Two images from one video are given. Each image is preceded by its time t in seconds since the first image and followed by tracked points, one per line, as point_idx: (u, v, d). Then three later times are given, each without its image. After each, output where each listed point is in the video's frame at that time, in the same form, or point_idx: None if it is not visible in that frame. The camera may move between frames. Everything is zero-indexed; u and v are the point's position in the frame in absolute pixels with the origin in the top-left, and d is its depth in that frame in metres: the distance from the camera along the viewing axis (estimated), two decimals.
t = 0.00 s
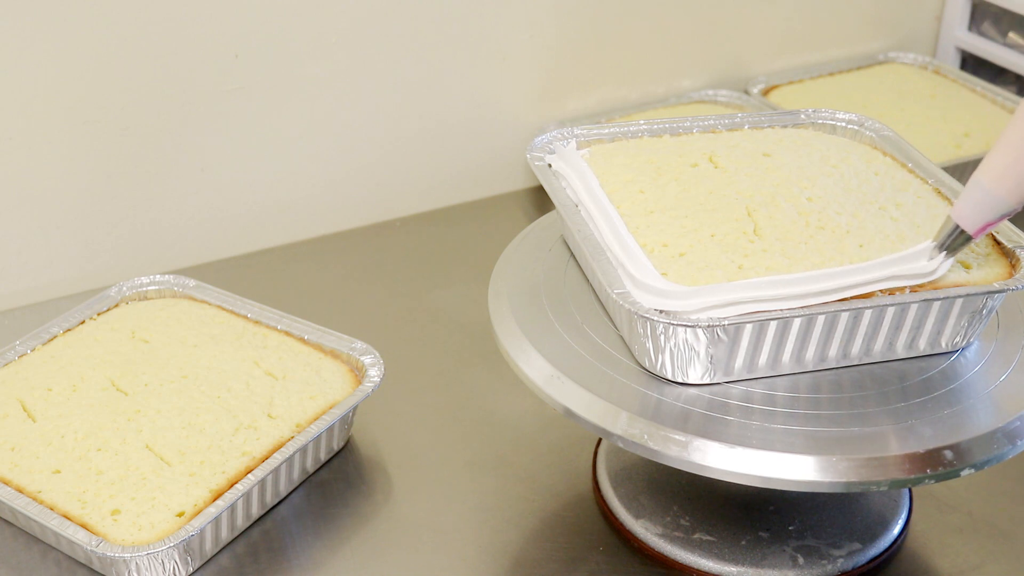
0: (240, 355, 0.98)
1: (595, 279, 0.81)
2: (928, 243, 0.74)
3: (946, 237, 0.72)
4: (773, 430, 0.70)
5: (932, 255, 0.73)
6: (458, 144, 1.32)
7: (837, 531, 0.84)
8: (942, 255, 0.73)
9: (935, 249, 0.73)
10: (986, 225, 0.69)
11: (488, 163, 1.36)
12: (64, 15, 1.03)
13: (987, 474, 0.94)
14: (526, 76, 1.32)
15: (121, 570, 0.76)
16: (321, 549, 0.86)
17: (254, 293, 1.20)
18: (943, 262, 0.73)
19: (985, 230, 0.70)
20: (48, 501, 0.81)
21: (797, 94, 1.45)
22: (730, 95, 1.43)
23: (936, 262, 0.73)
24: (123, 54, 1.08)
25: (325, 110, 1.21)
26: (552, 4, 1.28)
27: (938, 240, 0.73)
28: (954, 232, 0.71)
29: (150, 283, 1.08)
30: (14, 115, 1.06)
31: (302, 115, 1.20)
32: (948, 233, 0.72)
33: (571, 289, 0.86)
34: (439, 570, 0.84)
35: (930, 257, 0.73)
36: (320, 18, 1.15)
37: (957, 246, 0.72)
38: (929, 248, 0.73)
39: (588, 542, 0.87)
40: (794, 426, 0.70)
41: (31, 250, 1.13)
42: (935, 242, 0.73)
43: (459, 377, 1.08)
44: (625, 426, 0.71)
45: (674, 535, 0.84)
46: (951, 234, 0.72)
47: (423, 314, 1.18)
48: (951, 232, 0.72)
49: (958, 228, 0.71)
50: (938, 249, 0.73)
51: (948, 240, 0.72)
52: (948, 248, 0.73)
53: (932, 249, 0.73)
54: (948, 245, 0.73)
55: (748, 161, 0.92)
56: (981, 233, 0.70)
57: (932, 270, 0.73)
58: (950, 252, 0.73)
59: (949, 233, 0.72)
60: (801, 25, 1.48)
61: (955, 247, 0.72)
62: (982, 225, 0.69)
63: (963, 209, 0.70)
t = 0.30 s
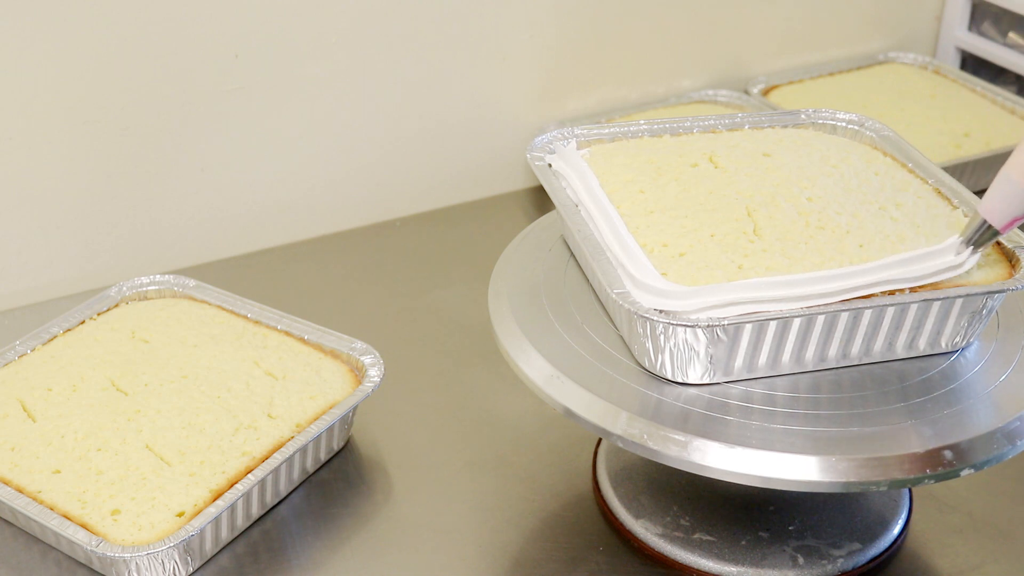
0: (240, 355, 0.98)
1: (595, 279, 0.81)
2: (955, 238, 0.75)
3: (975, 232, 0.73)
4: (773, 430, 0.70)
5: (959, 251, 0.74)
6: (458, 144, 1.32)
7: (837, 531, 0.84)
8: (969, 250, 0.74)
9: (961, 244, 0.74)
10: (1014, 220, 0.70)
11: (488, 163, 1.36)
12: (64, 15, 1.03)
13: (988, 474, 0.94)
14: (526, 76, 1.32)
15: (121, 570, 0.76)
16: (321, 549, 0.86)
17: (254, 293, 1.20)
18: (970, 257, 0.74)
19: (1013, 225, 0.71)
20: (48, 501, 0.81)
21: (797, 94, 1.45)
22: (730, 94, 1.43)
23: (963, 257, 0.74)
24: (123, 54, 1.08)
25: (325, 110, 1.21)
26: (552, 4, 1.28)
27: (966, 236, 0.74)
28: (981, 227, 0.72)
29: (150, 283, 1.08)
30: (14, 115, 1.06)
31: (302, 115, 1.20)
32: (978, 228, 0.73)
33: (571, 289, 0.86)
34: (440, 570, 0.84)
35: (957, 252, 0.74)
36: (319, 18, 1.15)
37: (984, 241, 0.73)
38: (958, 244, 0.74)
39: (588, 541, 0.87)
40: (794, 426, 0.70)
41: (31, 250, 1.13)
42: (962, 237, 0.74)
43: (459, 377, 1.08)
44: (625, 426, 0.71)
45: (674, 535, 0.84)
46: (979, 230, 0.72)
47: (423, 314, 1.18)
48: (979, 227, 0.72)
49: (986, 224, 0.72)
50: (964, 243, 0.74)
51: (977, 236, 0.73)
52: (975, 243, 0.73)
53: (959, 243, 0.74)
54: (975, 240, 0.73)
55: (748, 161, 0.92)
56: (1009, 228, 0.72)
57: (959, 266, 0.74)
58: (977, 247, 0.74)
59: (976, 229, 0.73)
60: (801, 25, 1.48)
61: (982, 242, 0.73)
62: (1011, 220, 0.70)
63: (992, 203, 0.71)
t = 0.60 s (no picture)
0: (240, 355, 0.98)
1: (595, 279, 0.81)
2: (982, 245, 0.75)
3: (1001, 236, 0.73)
4: (773, 430, 0.70)
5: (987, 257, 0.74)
6: (458, 144, 1.32)
7: (837, 531, 0.84)
8: (996, 257, 0.74)
9: (989, 251, 0.74)
10: None
11: (488, 163, 1.36)
12: (64, 15, 1.03)
13: (988, 475, 0.94)
14: (527, 76, 1.32)
15: (121, 570, 0.76)
16: (321, 549, 0.86)
17: (254, 292, 1.20)
18: (998, 263, 0.74)
19: None
20: (48, 501, 0.81)
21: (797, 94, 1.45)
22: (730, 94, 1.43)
23: (990, 263, 0.74)
24: (123, 54, 1.08)
25: (325, 110, 1.21)
26: (552, 4, 1.28)
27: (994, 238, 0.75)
28: (1009, 234, 0.73)
29: (150, 283, 1.08)
30: (14, 115, 1.06)
31: (303, 115, 1.20)
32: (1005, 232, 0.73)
33: (571, 289, 0.86)
34: (439, 570, 0.84)
35: (984, 259, 0.74)
36: (319, 18, 1.15)
37: (1012, 248, 0.73)
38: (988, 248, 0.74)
39: (588, 542, 0.86)
40: (794, 426, 0.70)
41: (31, 250, 1.13)
42: (989, 244, 0.74)
43: (459, 377, 1.08)
44: (625, 426, 0.71)
45: (674, 535, 0.84)
46: (1006, 236, 0.73)
47: (423, 314, 1.18)
48: (1006, 233, 0.73)
49: (1014, 229, 0.72)
50: (992, 250, 0.74)
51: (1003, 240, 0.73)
52: (1002, 249, 0.74)
53: (986, 250, 0.74)
54: (1003, 247, 0.74)
55: (748, 161, 0.92)
56: None
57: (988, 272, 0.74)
58: (1004, 254, 0.74)
59: (1003, 236, 0.73)
60: (801, 25, 1.48)
61: (1010, 249, 0.73)
62: None
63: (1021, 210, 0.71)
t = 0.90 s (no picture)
0: (240, 355, 0.98)
1: (595, 279, 0.81)
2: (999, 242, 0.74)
3: (1016, 233, 0.73)
4: (773, 430, 0.70)
5: (1003, 255, 0.74)
6: (458, 144, 1.32)
7: (837, 531, 0.84)
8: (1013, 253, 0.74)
9: (1005, 248, 0.74)
10: None
11: (488, 163, 1.36)
12: (64, 15, 1.03)
13: (988, 475, 0.94)
14: (527, 76, 1.32)
15: (121, 570, 0.76)
16: (321, 549, 0.86)
17: (253, 292, 1.20)
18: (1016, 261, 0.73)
19: None
20: (48, 501, 0.81)
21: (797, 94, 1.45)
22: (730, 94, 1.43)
23: (1008, 260, 0.73)
24: (123, 54, 1.08)
25: (325, 110, 1.21)
26: (552, 4, 1.28)
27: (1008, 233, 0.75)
28: None
29: (150, 283, 1.08)
30: (14, 114, 1.06)
31: (303, 115, 1.20)
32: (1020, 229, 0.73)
33: (571, 289, 0.86)
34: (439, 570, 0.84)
35: (1001, 255, 0.74)
36: (319, 19, 1.15)
37: None
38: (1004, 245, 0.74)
39: (588, 541, 0.87)
40: (794, 426, 0.70)
41: (31, 250, 1.13)
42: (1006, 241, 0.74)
43: (459, 378, 1.08)
44: (625, 426, 0.71)
45: (674, 535, 0.84)
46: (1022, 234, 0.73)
47: (423, 314, 1.18)
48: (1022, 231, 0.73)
49: None
50: (1009, 247, 0.74)
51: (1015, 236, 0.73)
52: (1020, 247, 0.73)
53: (1003, 247, 0.74)
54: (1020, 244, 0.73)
55: (749, 161, 0.92)
56: None
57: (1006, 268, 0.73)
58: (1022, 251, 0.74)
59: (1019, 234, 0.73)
60: (801, 25, 1.48)
61: None
62: None
63: None
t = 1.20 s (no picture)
0: (240, 355, 0.98)
1: (595, 279, 0.81)
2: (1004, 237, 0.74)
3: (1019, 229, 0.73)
4: (772, 429, 0.70)
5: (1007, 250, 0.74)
6: (458, 145, 1.32)
7: (837, 531, 0.84)
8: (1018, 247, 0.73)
9: (1010, 242, 0.74)
10: None
11: (488, 163, 1.36)
12: (64, 15, 1.03)
13: (988, 475, 0.94)
14: (527, 76, 1.32)
15: (121, 570, 0.76)
16: (321, 549, 0.86)
17: (253, 292, 1.20)
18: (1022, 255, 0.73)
19: None
20: (48, 501, 0.81)
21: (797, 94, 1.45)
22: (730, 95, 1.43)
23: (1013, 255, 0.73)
24: (122, 54, 1.08)
25: (325, 110, 1.21)
26: (552, 4, 1.28)
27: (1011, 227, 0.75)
28: None
29: (150, 283, 1.08)
30: (14, 114, 1.06)
31: (303, 115, 1.20)
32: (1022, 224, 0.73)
33: (571, 289, 0.86)
34: (440, 571, 0.84)
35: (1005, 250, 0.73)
36: (319, 19, 1.15)
37: None
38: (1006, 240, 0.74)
39: (588, 541, 0.87)
40: (793, 425, 0.70)
41: (31, 250, 1.13)
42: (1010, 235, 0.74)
43: (459, 378, 1.07)
44: (625, 425, 0.71)
45: (674, 535, 0.84)
46: None
47: (423, 314, 1.18)
48: None
49: None
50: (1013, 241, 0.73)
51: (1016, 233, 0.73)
52: None
53: (1007, 242, 0.74)
54: None
55: (749, 161, 0.92)
56: None
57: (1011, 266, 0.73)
58: None
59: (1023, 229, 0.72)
60: (801, 25, 1.48)
61: None
62: None
63: None
